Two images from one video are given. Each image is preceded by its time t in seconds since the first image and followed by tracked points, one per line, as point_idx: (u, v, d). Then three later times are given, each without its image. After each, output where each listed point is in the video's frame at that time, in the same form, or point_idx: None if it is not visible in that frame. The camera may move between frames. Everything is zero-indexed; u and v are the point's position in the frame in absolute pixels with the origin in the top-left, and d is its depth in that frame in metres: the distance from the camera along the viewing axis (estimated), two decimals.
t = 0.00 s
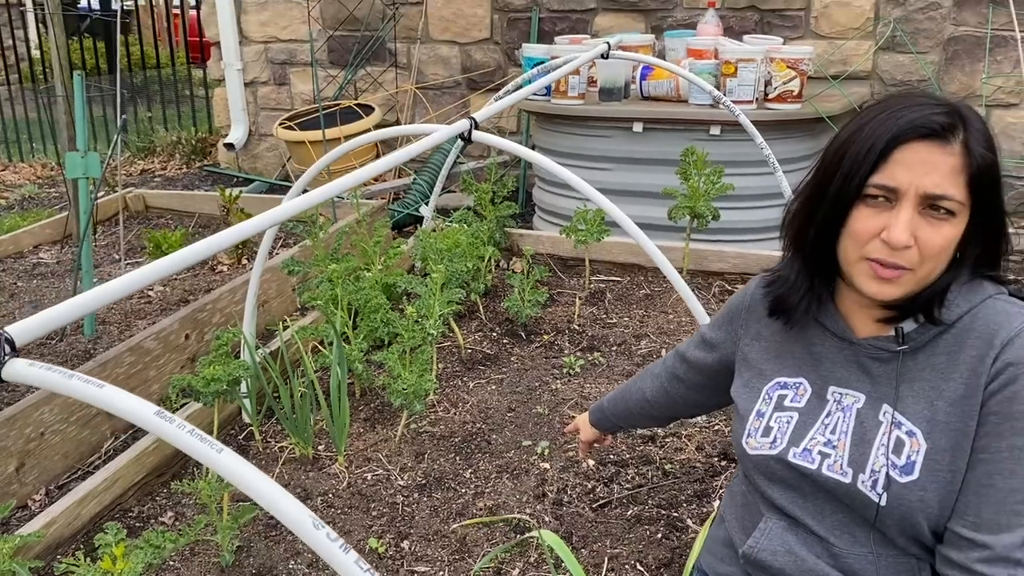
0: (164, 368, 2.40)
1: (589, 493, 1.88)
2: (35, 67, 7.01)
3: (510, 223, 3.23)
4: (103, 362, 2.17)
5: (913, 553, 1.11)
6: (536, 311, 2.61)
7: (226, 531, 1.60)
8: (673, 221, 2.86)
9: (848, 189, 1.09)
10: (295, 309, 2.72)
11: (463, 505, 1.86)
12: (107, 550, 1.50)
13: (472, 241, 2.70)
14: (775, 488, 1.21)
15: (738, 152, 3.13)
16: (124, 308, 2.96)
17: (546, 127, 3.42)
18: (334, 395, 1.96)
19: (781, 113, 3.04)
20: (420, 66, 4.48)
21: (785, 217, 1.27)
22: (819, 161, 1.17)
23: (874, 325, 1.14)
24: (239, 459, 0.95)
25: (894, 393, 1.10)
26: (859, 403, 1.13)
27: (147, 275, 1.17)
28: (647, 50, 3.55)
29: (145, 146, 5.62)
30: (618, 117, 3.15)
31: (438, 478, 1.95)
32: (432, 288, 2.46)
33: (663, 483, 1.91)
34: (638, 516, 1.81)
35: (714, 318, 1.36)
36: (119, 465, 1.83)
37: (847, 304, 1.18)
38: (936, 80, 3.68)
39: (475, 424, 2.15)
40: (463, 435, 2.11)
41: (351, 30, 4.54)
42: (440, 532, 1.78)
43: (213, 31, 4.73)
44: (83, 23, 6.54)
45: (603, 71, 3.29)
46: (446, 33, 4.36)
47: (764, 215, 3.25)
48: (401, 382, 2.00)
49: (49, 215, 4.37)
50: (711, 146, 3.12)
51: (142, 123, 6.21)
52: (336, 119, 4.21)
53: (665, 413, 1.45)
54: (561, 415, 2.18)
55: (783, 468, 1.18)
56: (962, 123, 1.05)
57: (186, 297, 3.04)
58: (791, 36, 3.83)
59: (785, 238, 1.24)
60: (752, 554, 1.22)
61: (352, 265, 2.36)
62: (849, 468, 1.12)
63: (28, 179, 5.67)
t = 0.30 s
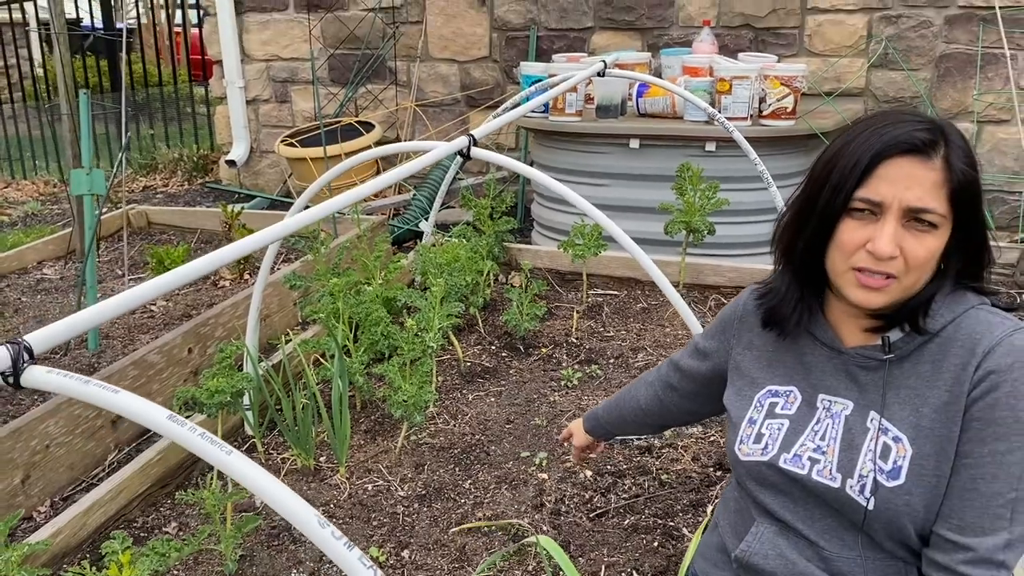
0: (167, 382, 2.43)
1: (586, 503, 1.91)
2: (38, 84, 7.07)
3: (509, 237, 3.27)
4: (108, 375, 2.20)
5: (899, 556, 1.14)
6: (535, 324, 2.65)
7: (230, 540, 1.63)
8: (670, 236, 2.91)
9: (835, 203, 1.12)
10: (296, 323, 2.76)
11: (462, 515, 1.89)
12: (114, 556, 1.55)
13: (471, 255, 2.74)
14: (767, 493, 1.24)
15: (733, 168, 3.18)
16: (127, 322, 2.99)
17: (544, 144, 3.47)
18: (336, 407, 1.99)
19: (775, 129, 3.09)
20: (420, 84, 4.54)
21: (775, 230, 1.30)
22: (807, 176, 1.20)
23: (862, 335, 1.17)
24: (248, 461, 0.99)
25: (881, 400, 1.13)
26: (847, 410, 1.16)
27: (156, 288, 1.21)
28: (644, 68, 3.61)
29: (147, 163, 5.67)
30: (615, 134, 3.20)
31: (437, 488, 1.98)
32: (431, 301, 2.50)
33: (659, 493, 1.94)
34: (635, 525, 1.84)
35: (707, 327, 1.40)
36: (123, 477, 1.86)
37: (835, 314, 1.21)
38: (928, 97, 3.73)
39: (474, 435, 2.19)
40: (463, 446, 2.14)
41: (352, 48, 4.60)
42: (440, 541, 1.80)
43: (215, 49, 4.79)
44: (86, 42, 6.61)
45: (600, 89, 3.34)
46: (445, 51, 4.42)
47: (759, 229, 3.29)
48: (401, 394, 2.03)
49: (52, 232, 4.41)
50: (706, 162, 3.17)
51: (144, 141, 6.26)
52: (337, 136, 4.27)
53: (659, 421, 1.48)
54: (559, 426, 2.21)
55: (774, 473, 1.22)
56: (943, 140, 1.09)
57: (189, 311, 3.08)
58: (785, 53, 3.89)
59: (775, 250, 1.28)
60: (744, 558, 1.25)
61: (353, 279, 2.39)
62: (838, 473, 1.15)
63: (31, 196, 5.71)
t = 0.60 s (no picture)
0: (176, 393, 2.48)
1: (587, 511, 1.95)
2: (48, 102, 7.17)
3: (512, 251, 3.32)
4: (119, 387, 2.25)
5: (889, 557, 1.18)
6: (537, 337, 2.69)
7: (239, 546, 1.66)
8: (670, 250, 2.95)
9: (822, 220, 1.17)
10: (302, 336, 2.81)
11: (465, 523, 1.92)
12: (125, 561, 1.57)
13: (474, 269, 2.79)
14: (761, 497, 1.28)
15: (732, 183, 3.22)
16: (136, 336, 3.05)
17: (547, 160, 3.53)
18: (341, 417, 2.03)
19: (773, 145, 3.14)
20: (424, 101, 4.61)
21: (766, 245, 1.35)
22: (796, 194, 1.25)
23: (851, 345, 1.21)
24: (260, 461, 1.03)
25: (870, 406, 1.17)
26: (838, 416, 1.19)
27: (170, 298, 1.26)
28: (644, 85, 3.67)
29: (155, 180, 5.74)
30: (615, 150, 3.25)
31: (441, 497, 2.01)
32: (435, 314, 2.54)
33: (659, 501, 1.98)
34: (635, 532, 1.87)
35: (703, 338, 1.44)
36: (133, 486, 1.90)
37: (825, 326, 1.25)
38: (926, 113, 3.78)
39: (477, 445, 2.22)
40: (466, 456, 2.18)
41: (358, 66, 4.67)
42: (443, 548, 1.84)
43: (223, 67, 4.87)
44: (96, 60, 6.71)
45: (601, 105, 3.40)
46: (449, 69, 4.49)
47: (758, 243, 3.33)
48: (405, 404, 2.07)
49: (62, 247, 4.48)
50: (705, 177, 3.22)
51: (152, 157, 6.34)
52: (343, 152, 4.33)
53: (658, 430, 1.52)
54: (560, 436, 2.25)
55: (767, 477, 1.25)
56: (924, 158, 1.13)
57: (196, 325, 3.13)
58: (784, 70, 3.95)
59: (766, 264, 1.32)
60: (739, 560, 1.29)
61: (358, 292, 2.44)
62: (828, 476, 1.18)
63: (40, 212, 5.79)
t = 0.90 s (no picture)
0: (190, 403, 2.53)
1: (594, 518, 1.98)
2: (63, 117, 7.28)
3: (520, 264, 3.37)
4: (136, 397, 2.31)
5: (885, 559, 1.22)
6: (545, 348, 2.73)
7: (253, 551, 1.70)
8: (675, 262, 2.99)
9: (817, 226, 1.21)
10: (314, 347, 2.86)
11: (473, 529, 1.96)
12: (144, 564, 1.62)
13: (483, 281, 2.83)
14: (760, 500, 1.31)
15: (737, 197, 3.27)
16: (151, 347, 3.11)
17: (554, 174, 3.59)
18: (353, 426, 2.08)
19: (778, 159, 3.18)
20: (434, 116, 4.68)
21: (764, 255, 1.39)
22: (792, 204, 1.29)
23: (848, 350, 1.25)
24: (279, 461, 1.10)
25: (865, 411, 1.21)
26: (834, 421, 1.23)
27: (192, 307, 1.31)
28: (651, 101, 3.73)
29: (168, 195, 5.83)
30: (622, 164, 3.30)
31: (450, 505, 2.05)
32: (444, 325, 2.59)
33: (664, 509, 2.01)
34: (640, 539, 1.90)
35: (704, 345, 1.48)
36: (149, 492, 1.95)
37: (822, 332, 1.29)
38: (930, 127, 3.82)
39: (486, 454, 2.26)
40: (474, 464, 2.22)
41: (369, 82, 4.75)
42: (452, 554, 1.88)
43: (236, 83, 4.96)
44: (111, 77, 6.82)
45: (608, 120, 3.46)
46: (459, 85, 4.56)
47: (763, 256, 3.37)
48: (415, 413, 2.12)
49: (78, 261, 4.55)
50: (710, 191, 3.27)
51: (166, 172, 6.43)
52: (354, 167, 4.40)
53: (661, 434, 1.56)
54: (568, 445, 2.29)
55: (766, 480, 1.29)
56: (916, 165, 1.18)
57: (210, 336, 3.19)
58: (789, 85, 4.00)
59: (765, 274, 1.36)
60: (739, 562, 1.33)
61: (370, 304, 2.50)
62: (825, 480, 1.22)
63: (55, 226, 5.88)
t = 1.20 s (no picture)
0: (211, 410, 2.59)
1: (607, 523, 2.01)
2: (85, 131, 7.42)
3: (534, 274, 3.41)
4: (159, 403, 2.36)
5: (892, 558, 1.25)
6: (559, 356, 2.77)
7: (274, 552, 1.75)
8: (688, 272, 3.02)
9: (823, 235, 1.25)
10: (332, 355, 2.91)
11: (489, 533, 1.99)
12: (170, 562, 1.67)
13: (498, 290, 2.88)
14: (769, 500, 1.35)
15: (749, 208, 3.30)
16: (173, 355, 3.17)
17: (568, 185, 3.63)
18: (371, 431, 2.13)
19: (790, 170, 3.21)
20: (450, 129, 4.74)
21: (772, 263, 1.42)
22: (799, 214, 1.33)
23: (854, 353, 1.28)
24: (304, 454, 1.14)
25: (872, 413, 1.24)
26: (841, 422, 1.27)
27: (219, 311, 1.36)
28: (664, 113, 3.78)
29: (188, 207, 5.92)
30: (635, 175, 3.35)
31: (466, 509, 2.09)
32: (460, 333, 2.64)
33: (677, 514, 2.04)
34: (653, 543, 1.93)
35: (710, 348, 1.52)
36: (173, 495, 2.00)
37: (829, 338, 1.33)
38: (942, 138, 3.84)
39: (501, 460, 2.30)
40: (490, 470, 2.25)
41: (385, 96, 4.82)
42: (468, 557, 1.91)
43: (256, 97, 5.04)
44: (132, 92, 6.93)
45: (621, 132, 3.50)
46: (474, 98, 4.63)
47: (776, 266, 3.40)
48: (432, 418, 2.16)
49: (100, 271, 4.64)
50: (723, 202, 3.30)
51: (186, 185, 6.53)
52: (371, 179, 4.46)
53: (666, 434, 1.59)
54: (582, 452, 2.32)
55: (775, 480, 1.33)
56: (919, 176, 1.21)
57: (230, 344, 3.25)
58: (802, 97, 4.03)
59: (773, 282, 1.39)
60: (749, 561, 1.36)
61: (387, 312, 2.54)
62: (833, 480, 1.26)
63: (77, 238, 5.98)
